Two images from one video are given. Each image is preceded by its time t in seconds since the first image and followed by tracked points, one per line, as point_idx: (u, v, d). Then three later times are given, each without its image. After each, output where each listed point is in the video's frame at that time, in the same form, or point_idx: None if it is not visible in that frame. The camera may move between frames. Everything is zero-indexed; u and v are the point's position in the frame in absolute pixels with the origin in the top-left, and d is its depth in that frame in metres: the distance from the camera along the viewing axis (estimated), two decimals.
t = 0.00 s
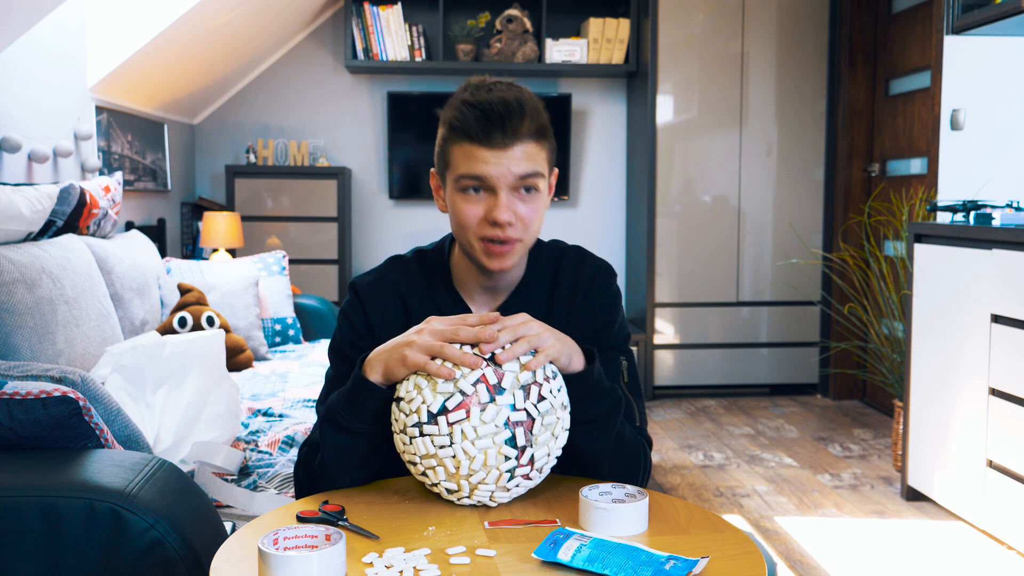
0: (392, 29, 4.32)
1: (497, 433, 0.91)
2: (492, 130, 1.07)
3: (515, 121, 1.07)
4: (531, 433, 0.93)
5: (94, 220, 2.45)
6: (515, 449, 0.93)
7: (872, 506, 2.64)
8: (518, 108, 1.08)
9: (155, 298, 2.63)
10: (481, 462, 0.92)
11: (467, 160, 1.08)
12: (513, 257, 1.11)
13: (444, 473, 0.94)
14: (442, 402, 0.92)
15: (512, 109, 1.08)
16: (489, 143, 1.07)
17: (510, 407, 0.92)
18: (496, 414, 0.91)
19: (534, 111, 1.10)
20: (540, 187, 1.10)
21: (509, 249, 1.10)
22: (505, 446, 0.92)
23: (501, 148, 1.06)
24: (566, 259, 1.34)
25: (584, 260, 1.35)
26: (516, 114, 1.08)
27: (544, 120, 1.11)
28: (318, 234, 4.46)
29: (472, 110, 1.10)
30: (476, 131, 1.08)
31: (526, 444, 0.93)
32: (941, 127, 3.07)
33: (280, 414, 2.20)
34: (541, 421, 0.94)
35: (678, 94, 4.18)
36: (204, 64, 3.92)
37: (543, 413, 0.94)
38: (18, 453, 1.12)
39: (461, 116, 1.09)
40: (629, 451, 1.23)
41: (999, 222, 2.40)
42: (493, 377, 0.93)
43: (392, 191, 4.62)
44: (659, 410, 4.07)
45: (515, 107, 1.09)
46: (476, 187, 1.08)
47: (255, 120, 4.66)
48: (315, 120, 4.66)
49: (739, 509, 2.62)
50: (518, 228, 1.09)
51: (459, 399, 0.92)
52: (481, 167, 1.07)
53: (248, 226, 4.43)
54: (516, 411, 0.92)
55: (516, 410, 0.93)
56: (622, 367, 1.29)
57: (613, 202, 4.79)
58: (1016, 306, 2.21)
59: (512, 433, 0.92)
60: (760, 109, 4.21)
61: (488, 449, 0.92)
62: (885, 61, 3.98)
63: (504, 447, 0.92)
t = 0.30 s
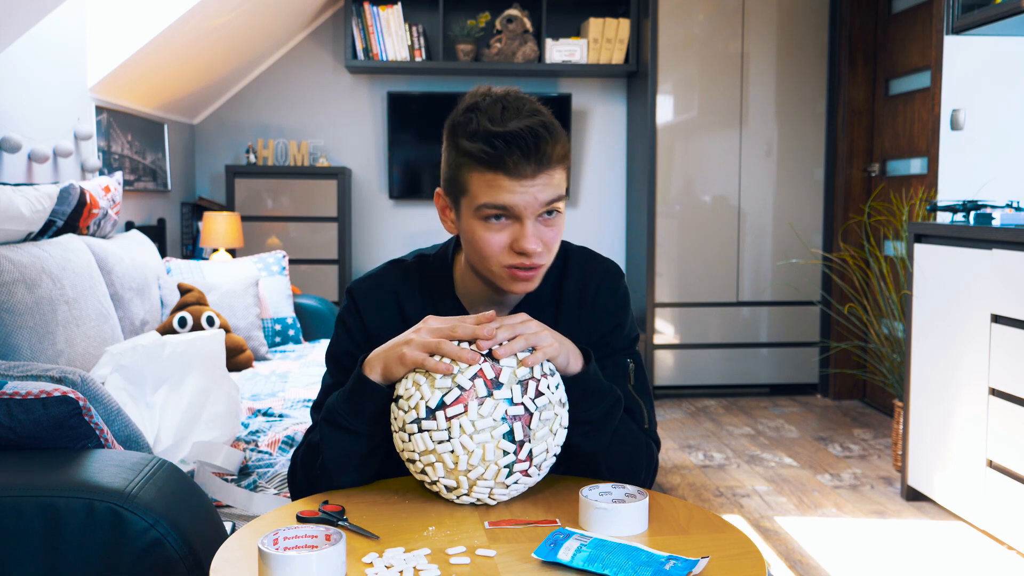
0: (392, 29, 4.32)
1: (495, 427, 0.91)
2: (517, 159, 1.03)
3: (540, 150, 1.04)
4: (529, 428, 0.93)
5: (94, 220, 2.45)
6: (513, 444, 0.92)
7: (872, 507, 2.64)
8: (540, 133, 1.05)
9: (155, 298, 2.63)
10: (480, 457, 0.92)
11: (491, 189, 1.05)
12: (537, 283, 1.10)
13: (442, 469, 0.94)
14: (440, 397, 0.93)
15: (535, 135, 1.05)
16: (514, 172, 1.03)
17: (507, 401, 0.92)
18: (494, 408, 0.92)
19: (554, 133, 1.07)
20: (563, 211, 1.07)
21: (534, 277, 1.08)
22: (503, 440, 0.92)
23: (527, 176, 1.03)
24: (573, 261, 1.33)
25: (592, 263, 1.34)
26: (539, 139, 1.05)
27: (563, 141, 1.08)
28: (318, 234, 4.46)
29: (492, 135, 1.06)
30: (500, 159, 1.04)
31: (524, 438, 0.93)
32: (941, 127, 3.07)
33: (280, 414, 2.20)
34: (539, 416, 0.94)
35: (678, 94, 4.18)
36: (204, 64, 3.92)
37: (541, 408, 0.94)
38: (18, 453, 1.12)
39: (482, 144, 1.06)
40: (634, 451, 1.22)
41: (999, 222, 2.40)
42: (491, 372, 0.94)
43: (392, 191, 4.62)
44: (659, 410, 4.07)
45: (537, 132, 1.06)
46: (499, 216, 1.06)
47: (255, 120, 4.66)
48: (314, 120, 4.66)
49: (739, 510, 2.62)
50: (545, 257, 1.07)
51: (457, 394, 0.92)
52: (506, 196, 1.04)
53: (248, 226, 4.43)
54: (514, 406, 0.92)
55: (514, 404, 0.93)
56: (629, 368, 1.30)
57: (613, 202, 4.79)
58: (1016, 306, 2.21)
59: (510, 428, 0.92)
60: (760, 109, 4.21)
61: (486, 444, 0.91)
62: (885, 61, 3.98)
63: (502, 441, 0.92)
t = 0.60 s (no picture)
0: (392, 29, 4.32)
1: (492, 428, 0.91)
2: (495, 152, 1.04)
3: (517, 141, 1.04)
4: (527, 428, 0.93)
5: (94, 220, 2.45)
6: (511, 445, 0.92)
7: (872, 507, 2.64)
8: (517, 125, 1.06)
9: (155, 298, 2.63)
10: (477, 458, 0.92)
11: (471, 183, 1.05)
12: (525, 278, 1.09)
13: (441, 470, 0.94)
14: (437, 398, 0.93)
15: (512, 127, 1.05)
16: (493, 165, 1.04)
17: (505, 402, 0.92)
18: (492, 409, 0.92)
19: (534, 125, 1.08)
20: (547, 204, 1.07)
21: (520, 270, 1.08)
22: (500, 441, 0.92)
23: (506, 169, 1.03)
24: (573, 264, 1.33)
25: (593, 266, 1.34)
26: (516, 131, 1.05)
27: (545, 132, 1.08)
28: (318, 234, 4.46)
29: (469, 130, 1.07)
30: (477, 153, 1.05)
31: (522, 439, 0.93)
32: (941, 127, 3.07)
33: (280, 415, 2.20)
34: (537, 416, 0.94)
35: (678, 94, 4.18)
36: (204, 64, 3.92)
37: (539, 409, 0.94)
38: (17, 453, 1.12)
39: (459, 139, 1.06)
40: (632, 455, 1.23)
41: (999, 222, 2.40)
42: (488, 373, 0.94)
43: (393, 191, 4.62)
44: (659, 410, 4.07)
45: (514, 124, 1.06)
46: (481, 211, 1.06)
47: (255, 120, 4.66)
48: (315, 120, 4.66)
49: (739, 510, 2.62)
50: (528, 248, 1.06)
51: (455, 395, 0.92)
52: (486, 189, 1.04)
53: (248, 226, 4.43)
54: (512, 407, 0.92)
55: (512, 405, 0.93)
56: (628, 373, 1.31)
57: (613, 202, 4.79)
58: (1016, 305, 2.21)
59: (508, 429, 0.92)
60: (760, 109, 4.21)
61: (484, 445, 0.92)
62: (885, 61, 3.98)
63: (500, 443, 0.92)
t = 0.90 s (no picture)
0: (392, 29, 4.32)
1: (494, 426, 0.91)
2: (445, 142, 1.02)
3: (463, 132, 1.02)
4: (529, 427, 0.93)
5: (94, 220, 2.45)
6: (513, 443, 0.92)
7: (872, 507, 2.64)
8: (472, 117, 1.03)
9: (155, 298, 2.63)
10: (479, 457, 0.92)
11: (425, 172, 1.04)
12: (482, 270, 1.08)
13: (442, 468, 0.94)
14: (439, 396, 0.93)
15: (466, 118, 1.03)
16: (440, 157, 1.02)
17: (507, 400, 0.92)
18: (494, 408, 0.91)
19: (494, 119, 1.04)
20: (506, 199, 1.05)
21: (475, 261, 1.07)
22: (502, 439, 0.92)
23: (458, 160, 1.01)
24: (567, 260, 1.34)
25: (586, 263, 1.35)
26: (470, 122, 1.02)
27: (506, 126, 1.05)
28: (318, 234, 4.46)
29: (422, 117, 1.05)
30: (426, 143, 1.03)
31: (524, 438, 0.93)
32: (941, 127, 3.08)
33: (280, 414, 2.20)
34: (539, 415, 0.94)
35: (678, 94, 4.18)
36: (204, 64, 3.92)
37: (541, 408, 0.94)
38: (17, 453, 1.12)
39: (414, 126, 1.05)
40: (631, 447, 1.23)
41: (999, 222, 2.40)
42: (491, 372, 0.94)
43: (392, 191, 4.62)
44: (659, 410, 4.07)
45: (471, 116, 1.03)
46: (437, 201, 1.05)
47: (255, 121, 4.66)
48: (314, 120, 4.66)
49: (739, 509, 2.62)
50: (479, 240, 1.05)
51: (457, 393, 0.92)
52: (435, 180, 1.03)
53: (248, 226, 4.43)
54: (514, 405, 0.92)
55: (514, 404, 0.93)
56: (624, 366, 1.30)
57: (614, 202, 4.79)
58: (1015, 306, 2.21)
59: (510, 427, 0.92)
60: (760, 109, 4.21)
61: (486, 443, 0.91)
62: (885, 61, 3.98)
63: (502, 441, 0.92)
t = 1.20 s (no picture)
0: (392, 29, 4.32)
1: (499, 418, 0.91)
2: (391, 168, 1.02)
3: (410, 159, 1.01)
4: (533, 421, 0.93)
5: (94, 220, 2.45)
6: (518, 436, 0.92)
7: (872, 507, 2.64)
8: (415, 141, 1.02)
9: (155, 298, 2.63)
10: (483, 448, 0.92)
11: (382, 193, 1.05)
12: (445, 283, 1.09)
13: (445, 460, 0.93)
14: (447, 386, 0.93)
15: (410, 143, 1.01)
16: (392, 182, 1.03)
17: (513, 393, 0.93)
18: (500, 399, 0.92)
19: (441, 142, 1.02)
20: (458, 220, 1.04)
21: (438, 275, 1.08)
22: (507, 432, 0.92)
23: (405, 185, 1.02)
24: (553, 262, 1.33)
25: (572, 263, 1.34)
26: (415, 149, 1.01)
27: (454, 149, 1.03)
28: (319, 234, 4.46)
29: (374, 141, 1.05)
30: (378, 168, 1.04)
31: (528, 432, 0.93)
32: (941, 127, 3.08)
33: (280, 414, 2.20)
34: (544, 410, 0.94)
35: (678, 94, 4.18)
36: (204, 64, 3.92)
37: (547, 403, 0.94)
38: (17, 453, 1.12)
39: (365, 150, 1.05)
40: (632, 447, 1.24)
41: (999, 222, 2.40)
42: (498, 364, 0.94)
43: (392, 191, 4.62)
44: (659, 410, 4.07)
45: (420, 141, 1.02)
46: (397, 219, 1.06)
47: (255, 121, 4.66)
48: (314, 120, 4.66)
49: (739, 509, 2.62)
50: (437, 258, 1.06)
51: (464, 384, 0.92)
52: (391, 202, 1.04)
53: (248, 226, 4.43)
54: (520, 399, 0.93)
55: (520, 397, 0.93)
56: (618, 366, 1.30)
57: (613, 202, 4.79)
58: (1016, 306, 2.21)
59: (515, 420, 0.92)
60: (760, 109, 4.21)
61: (490, 435, 0.91)
62: (885, 61, 3.98)
63: (506, 433, 0.92)
